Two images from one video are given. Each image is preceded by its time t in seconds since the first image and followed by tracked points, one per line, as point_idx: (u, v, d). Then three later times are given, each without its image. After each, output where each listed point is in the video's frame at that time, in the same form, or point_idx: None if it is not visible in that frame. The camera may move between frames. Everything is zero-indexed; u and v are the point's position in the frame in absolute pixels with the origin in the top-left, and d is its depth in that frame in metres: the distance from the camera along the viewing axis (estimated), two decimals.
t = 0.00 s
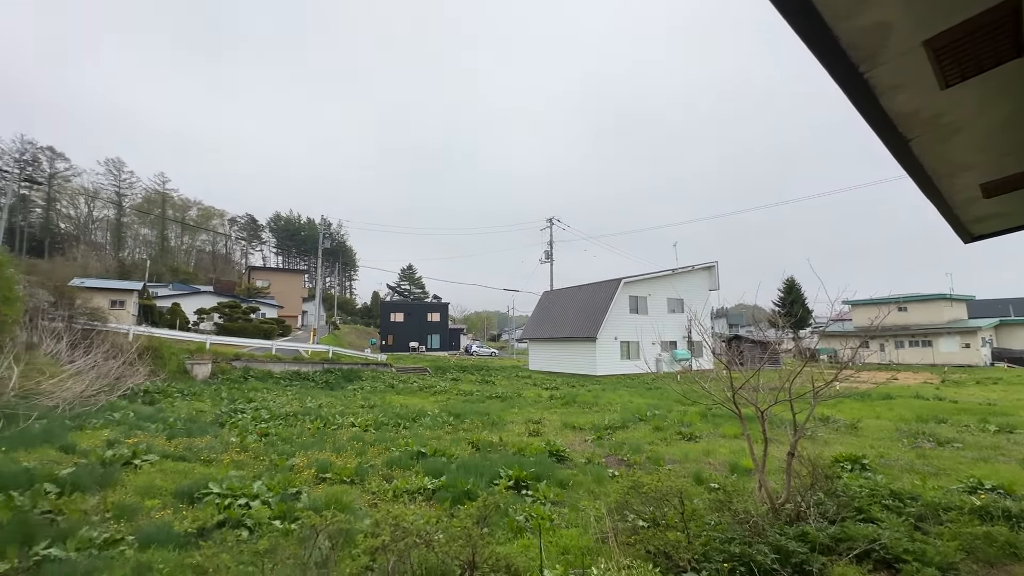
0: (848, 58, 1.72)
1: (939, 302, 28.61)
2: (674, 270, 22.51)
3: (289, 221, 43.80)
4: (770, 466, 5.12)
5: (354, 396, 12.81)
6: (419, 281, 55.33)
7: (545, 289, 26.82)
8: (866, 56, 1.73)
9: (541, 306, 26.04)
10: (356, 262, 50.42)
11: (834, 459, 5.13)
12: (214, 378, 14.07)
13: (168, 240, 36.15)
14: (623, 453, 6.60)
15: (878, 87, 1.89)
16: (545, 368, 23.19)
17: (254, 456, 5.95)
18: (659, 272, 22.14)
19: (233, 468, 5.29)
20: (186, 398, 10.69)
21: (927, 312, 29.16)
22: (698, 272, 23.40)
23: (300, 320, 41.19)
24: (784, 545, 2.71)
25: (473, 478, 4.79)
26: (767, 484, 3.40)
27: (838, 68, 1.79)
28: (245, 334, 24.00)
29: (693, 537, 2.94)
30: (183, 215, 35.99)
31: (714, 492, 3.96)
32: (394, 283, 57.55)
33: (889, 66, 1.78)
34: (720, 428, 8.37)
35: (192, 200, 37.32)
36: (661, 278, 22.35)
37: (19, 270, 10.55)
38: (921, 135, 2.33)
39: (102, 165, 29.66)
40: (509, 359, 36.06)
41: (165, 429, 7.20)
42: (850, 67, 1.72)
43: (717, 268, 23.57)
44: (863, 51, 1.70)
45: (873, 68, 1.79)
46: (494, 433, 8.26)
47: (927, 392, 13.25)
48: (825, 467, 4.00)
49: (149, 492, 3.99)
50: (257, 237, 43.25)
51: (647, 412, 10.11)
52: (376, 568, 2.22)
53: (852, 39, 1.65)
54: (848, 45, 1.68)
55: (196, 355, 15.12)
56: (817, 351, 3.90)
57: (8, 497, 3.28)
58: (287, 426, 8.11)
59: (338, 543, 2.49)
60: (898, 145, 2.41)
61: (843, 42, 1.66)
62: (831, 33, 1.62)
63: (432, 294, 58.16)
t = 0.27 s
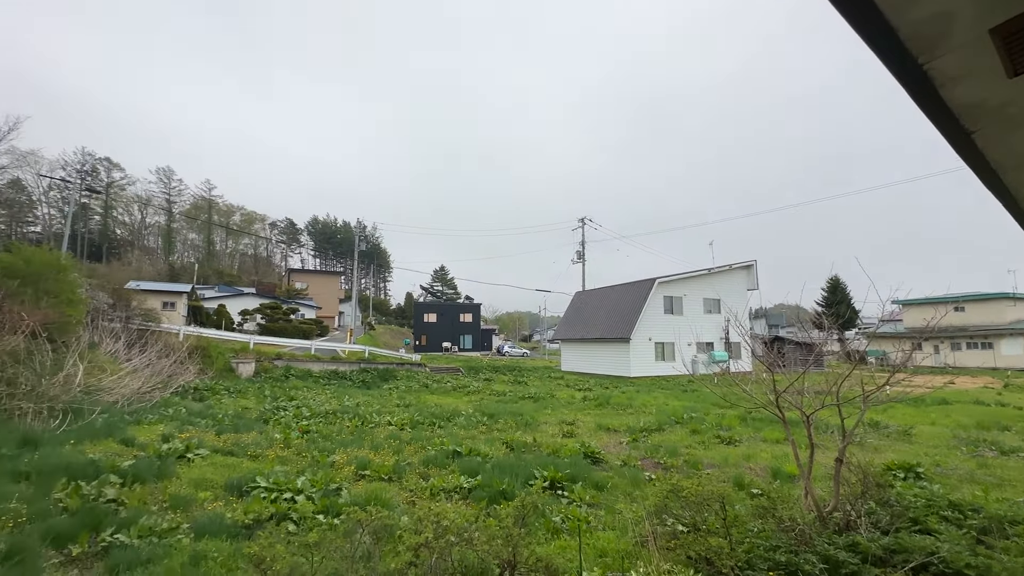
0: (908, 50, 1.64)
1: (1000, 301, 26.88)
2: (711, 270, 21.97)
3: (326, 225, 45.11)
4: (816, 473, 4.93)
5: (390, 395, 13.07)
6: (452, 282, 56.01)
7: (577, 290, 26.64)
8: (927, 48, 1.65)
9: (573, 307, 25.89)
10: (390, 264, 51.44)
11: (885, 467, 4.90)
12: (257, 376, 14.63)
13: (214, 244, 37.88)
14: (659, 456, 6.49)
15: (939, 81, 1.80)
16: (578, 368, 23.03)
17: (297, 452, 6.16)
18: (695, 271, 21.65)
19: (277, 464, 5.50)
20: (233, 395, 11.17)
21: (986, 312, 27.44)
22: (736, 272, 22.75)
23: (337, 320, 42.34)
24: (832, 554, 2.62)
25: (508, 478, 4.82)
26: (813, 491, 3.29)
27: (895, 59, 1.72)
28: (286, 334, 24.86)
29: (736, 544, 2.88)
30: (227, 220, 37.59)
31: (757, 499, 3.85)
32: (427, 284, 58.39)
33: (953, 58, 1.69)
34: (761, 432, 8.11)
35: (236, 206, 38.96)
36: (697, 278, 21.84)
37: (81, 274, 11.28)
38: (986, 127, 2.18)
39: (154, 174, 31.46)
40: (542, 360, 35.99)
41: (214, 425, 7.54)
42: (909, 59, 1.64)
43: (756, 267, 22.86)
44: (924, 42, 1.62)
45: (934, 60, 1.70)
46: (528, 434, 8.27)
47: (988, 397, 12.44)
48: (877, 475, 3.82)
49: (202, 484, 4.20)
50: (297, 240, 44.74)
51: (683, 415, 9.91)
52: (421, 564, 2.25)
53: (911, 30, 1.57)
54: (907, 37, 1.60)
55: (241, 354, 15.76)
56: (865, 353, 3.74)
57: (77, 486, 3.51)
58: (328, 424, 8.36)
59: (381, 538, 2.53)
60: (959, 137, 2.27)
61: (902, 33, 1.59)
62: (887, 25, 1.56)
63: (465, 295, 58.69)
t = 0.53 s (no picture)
0: (967, 38, 1.57)
1: None
2: (748, 268, 21.33)
3: (361, 227, 46.20)
4: (865, 480, 4.73)
5: (424, 395, 13.27)
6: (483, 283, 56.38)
7: (610, 289, 26.36)
8: (988, 35, 1.56)
9: (606, 307, 25.63)
10: (423, 265, 52.20)
11: (942, 475, 4.64)
12: (297, 375, 15.12)
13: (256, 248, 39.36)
14: (696, 459, 6.36)
15: (1002, 70, 1.71)
16: (611, 369, 22.78)
17: (336, 450, 6.34)
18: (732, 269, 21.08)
19: (318, 460, 5.67)
20: (275, 393, 11.59)
21: None
22: (776, 270, 22.01)
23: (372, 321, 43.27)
24: (885, 566, 2.50)
25: (543, 478, 4.81)
26: (862, 499, 3.16)
27: (953, 47, 1.64)
28: (324, 335, 25.58)
29: (780, 552, 2.80)
30: (268, 225, 39.00)
31: (802, 505, 3.71)
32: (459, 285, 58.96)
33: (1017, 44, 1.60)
34: (804, 436, 7.83)
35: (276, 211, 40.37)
36: (734, 276, 21.25)
37: (136, 278, 11.93)
38: None
39: (200, 181, 32.97)
40: (574, 360, 35.76)
41: (258, 422, 7.85)
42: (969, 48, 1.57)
43: (797, 264, 22.06)
44: (986, 28, 1.54)
45: (997, 47, 1.61)
46: (561, 434, 8.24)
47: None
48: (932, 483, 3.62)
49: (249, 479, 4.38)
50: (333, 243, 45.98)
51: (721, 417, 9.66)
52: (461, 560, 2.27)
53: (971, 16, 1.50)
54: (965, 24, 1.53)
55: (282, 354, 16.33)
56: (919, 355, 3.57)
57: (136, 478, 3.72)
58: (365, 422, 8.56)
59: (421, 536, 2.56)
60: None
61: (961, 19, 1.52)
62: (944, 11, 1.49)
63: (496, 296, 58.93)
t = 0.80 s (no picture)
0: None
1: None
2: (786, 265, 20.65)
3: (392, 229, 47.01)
4: (916, 486, 4.51)
5: (456, 394, 13.40)
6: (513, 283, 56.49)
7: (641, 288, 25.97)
8: None
9: (637, 306, 25.28)
10: (452, 266, 52.69)
11: (1002, 482, 4.38)
12: (332, 374, 15.52)
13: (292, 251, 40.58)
14: (733, 462, 6.21)
15: None
16: (643, 369, 22.44)
17: (372, 447, 6.48)
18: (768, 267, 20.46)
19: (354, 458, 5.80)
20: (312, 392, 11.95)
21: None
22: (815, 266, 21.22)
23: (403, 321, 43.96)
24: None
25: (576, 479, 4.79)
26: (913, 506, 3.01)
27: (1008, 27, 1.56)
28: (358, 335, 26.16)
29: (825, 560, 2.71)
30: (303, 228, 40.15)
31: (847, 511, 3.57)
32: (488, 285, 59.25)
33: None
34: (849, 439, 7.51)
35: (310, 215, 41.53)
36: (771, 273, 20.61)
37: (182, 281, 12.50)
38: None
39: (239, 188, 34.26)
40: (605, 360, 35.40)
41: (297, 419, 8.10)
42: None
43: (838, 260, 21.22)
44: None
45: None
46: (592, 435, 8.18)
47: None
48: (990, 489, 3.42)
49: (290, 475, 4.53)
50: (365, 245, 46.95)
51: (759, 418, 9.38)
52: (497, 559, 2.28)
53: None
54: None
55: (318, 354, 16.79)
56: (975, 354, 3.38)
57: (186, 472, 3.91)
58: (399, 421, 8.72)
59: (458, 535, 2.58)
60: None
61: None
62: None
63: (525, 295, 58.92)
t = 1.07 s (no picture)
0: None
1: None
2: (823, 261, 19.95)
3: (419, 231, 47.61)
4: (968, 492, 4.29)
5: (484, 394, 13.45)
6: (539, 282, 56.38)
7: (670, 286, 25.54)
8: None
9: (666, 304, 24.87)
10: (479, 266, 52.98)
11: None
12: (363, 374, 15.83)
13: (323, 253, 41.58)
14: (769, 464, 6.04)
15: None
16: (673, 369, 22.06)
17: (402, 446, 6.57)
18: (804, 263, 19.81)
19: (386, 456, 5.90)
20: (344, 391, 12.21)
21: None
22: (854, 262, 20.43)
23: (431, 322, 44.43)
24: None
25: (606, 479, 4.75)
26: (965, 513, 2.86)
27: None
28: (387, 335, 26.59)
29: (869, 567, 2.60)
30: (334, 231, 41.10)
31: (893, 517, 3.43)
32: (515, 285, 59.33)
33: None
34: (893, 442, 7.20)
35: (340, 218, 42.46)
36: (807, 270, 19.95)
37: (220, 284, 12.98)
38: None
39: (273, 193, 35.37)
40: (633, 360, 34.94)
41: (330, 418, 8.30)
42: None
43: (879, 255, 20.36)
44: None
45: None
46: (622, 435, 8.09)
47: None
48: None
49: (324, 471, 4.64)
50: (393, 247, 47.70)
51: (796, 420, 9.09)
52: (529, 558, 2.29)
53: None
54: None
55: (349, 354, 17.15)
56: None
57: (228, 468, 4.06)
58: (429, 420, 8.83)
59: (489, 534, 2.59)
60: None
61: None
62: None
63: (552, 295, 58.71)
